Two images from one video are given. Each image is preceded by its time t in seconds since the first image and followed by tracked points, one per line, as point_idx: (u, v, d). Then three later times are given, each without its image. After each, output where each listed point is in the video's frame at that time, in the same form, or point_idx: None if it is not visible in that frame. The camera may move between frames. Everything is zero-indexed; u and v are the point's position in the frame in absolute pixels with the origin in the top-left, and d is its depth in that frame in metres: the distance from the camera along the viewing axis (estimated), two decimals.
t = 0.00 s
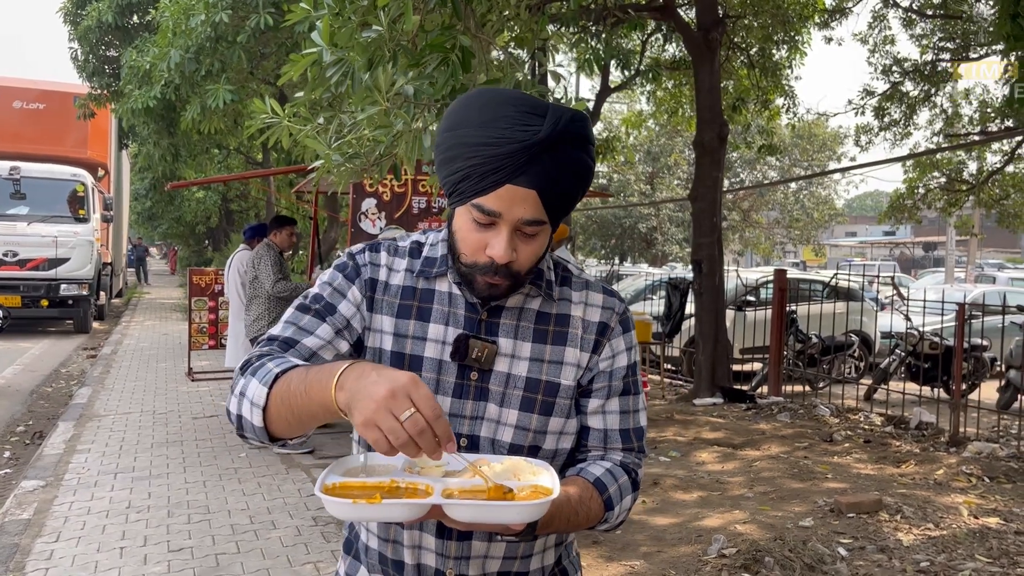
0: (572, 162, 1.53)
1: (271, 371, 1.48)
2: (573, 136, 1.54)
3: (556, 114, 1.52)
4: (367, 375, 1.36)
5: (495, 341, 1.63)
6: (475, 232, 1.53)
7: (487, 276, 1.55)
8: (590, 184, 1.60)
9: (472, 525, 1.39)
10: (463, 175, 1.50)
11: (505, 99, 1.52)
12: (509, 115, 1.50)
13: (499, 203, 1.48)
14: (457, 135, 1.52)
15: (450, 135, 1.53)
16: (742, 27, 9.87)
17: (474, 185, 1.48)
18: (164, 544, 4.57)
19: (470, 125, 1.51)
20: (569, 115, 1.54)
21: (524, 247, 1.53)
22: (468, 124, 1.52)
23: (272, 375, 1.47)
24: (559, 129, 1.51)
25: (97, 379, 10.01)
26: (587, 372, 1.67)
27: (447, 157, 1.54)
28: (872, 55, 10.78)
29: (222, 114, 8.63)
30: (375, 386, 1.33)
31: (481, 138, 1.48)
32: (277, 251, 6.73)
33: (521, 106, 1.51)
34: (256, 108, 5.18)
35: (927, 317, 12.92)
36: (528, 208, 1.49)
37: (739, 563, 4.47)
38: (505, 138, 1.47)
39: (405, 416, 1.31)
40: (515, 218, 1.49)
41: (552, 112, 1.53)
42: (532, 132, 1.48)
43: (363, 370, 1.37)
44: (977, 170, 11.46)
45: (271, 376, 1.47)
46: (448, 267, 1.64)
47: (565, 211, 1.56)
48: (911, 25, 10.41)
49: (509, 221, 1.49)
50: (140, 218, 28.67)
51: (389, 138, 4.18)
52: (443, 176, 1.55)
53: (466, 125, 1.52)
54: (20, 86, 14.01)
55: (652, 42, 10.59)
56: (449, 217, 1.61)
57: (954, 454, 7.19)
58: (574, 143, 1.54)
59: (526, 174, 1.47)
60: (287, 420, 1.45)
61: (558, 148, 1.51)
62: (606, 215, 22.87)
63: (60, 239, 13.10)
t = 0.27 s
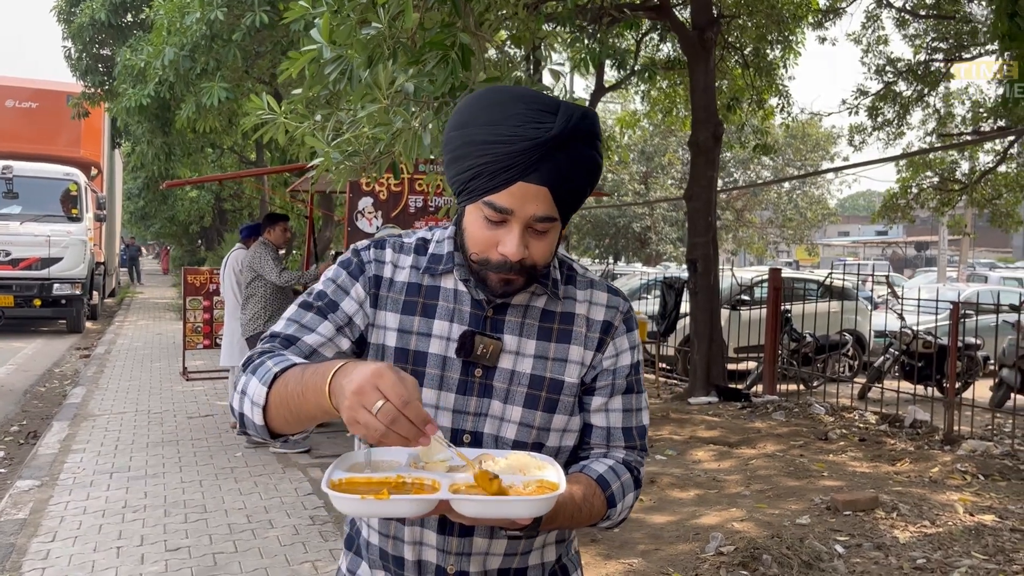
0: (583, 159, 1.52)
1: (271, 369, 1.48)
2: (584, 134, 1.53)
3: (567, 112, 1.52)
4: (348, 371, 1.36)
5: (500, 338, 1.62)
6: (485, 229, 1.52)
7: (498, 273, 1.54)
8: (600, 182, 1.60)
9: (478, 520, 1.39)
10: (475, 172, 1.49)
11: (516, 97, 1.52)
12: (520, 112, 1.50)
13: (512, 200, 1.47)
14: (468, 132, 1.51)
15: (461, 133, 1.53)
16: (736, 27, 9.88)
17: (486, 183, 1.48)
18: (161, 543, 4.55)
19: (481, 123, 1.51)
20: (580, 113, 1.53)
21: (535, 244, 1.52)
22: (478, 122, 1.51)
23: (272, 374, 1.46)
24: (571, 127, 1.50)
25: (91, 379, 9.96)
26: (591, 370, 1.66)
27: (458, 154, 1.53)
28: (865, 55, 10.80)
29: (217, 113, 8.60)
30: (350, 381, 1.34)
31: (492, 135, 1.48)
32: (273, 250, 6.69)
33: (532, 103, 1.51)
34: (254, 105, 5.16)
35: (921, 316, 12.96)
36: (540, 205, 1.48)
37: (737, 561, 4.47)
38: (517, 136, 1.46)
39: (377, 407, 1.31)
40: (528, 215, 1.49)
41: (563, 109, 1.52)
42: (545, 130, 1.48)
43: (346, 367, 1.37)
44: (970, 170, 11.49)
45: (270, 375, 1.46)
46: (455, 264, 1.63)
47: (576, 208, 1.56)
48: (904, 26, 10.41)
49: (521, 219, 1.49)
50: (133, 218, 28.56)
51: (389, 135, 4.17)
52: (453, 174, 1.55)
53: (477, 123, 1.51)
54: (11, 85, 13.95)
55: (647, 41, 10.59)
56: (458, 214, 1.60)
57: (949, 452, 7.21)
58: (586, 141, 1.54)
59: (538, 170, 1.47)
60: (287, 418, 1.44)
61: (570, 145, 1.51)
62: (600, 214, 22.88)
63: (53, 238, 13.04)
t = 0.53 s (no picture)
0: (590, 156, 1.52)
1: (271, 371, 1.47)
2: (594, 131, 1.53)
3: (577, 108, 1.52)
4: (340, 385, 1.35)
5: (504, 336, 1.62)
6: (491, 222, 1.52)
7: (500, 266, 1.54)
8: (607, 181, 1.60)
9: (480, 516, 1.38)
10: (482, 165, 1.50)
11: (526, 91, 1.52)
12: (529, 107, 1.50)
13: (518, 194, 1.47)
14: (478, 126, 1.52)
15: (471, 126, 1.53)
16: (730, 27, 9.90)
17: (494, 175, 1.48)
18: (157, 543, 4.53)
19: (491, 116, 1.51)
20: (591, 109, 1.53)
21: (540, 239, 1.52)
22: (488, 116, 1.52)
23: (272, 376, 1.45)
24: (581, 122, 1.50)
25: (84, 379, 9.92)
26: (594, 369, 1.66)
27: (466, 147, 1.53)
28: (858, 55, 10.83)
29: (211, 112, 8.57)
30: (344, 397, 1.33)
31: (501, 129, 1.48)
32: (268, 248, 6.69)
33: (542, 99, 1.51)
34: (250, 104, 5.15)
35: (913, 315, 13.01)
36: (546, 200, 1.48)
37: (734, 559, 4.48)
38: (526, 130, 1.46)
39: (370, 427, 1.30)
40: (533, 210, 1.49)
41: (573, 105, 1.52)
42: (553, 124, 1.48)
43: (338, 380, 1.36)
44: (961, 170, 11.54)
45: (270, 377, 1.45)
46: (460, 262, 1.64)
47: (582, 204, 1.56)
48: (897, 26, 10.46)
49: (526, 213, 1.49)
50: (125, 217, 28.47)
51: (387, 133, 4.17)
52: (461, 167, 1.55)
53: (487, 117, 1.52)
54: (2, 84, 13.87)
55: (641, 41, 10.60)
56: (464, 208, 1.60)
57: (942, 450, 7.24)
58: (594, 138, 1.54)
59: (545, 165, 1.47)
60: (287, 421, 1.44)
61: (579, 141, 1.50)
62: (593, 214, 22.90)
63: (45, 238, 12.98)
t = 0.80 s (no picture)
0: (595, 158, 1.53)
1: (275, 377, 1.46)
2: (600, 133, 1.54)
3: (584, 110, 1.53)
4: (348, 399, 1.35)
5: (505, 336, 1.62)
6: (494, 222, 1.53)
7: (502, 265, 1.54)
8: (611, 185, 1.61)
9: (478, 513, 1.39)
10: (487, 164, 1.50)
11: (534, 93, 1.53)
12: (536, 108, 1.51)
13: (523, 193, 1.48)
14: (484, 125, 1.53)
15: (477, 126, 1.54)
16: (722, 28, 9.93)
17: (498, 174, 1.48)
18: (152, 543, 4.52)
19: (498, 116, 1.52)
20: (597, 112, 1.54)
21: (543, 240, 1.52)
22: (494, 116, 1.53)
23: (276, 382, 1.45)
24: (587, 124, 1.51)
25: (76, 379, 9.88)
26: (594, 369, 1.66)
27: (472, 147, 1.54)
28: (850, 56, 10.87)
29: (204, 112, 8.55)
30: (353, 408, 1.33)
31: (507, 128, 1.49)
32: (261, 247, 6.67)
33: (549, 100, 1.52)
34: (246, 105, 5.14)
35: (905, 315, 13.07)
36: (550, 201, 1.49)
37: (728, 557, 4.50)
38: (532, 130, 1.47)
39: (376, 447, 1.31)
40: (537, 210, 1.49)
41: (580, 108, 1.53)
42: (559, 125, 1.49)
43: (343, 393, 1.36)
44: (953, 170, 11.60)
45: (275, 383, 1.45)
46: (462, 262, 1.64)
47: (586, 206, 1.56)
48: (888, 26, 10.50)
49: (530, 213, 1.49)
50: (116, 217, 28.36)
51: (385, 133, 4.17)
52: (466, 166, 1.56)
53: (493, 117, 1.52)
54: None
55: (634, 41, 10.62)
56: (468, 208, 1.60)
57: (934, 448, 7.27)
58: (600, 141, 1.55)
59: (550, 165, 1.47)
60: (290, 425, 1.44)
61: (585, 142, 1.51)
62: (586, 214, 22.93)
63: (36, 238, 12.94)
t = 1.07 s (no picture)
0: (599, 162, 1.54)
1: (266, 377, 1.49)
2: (604, 136, 1.55)
3: (588, 113, 1.54)
4: (327, 400, 1.36)
5: (508, 341, 1.63)
6: (498, 226, 1.54)
7: (505, 268, 1.56)
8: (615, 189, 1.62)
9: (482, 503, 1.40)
10: (491, 167, 1.51)
11: (537, 96, 1.54)
12: (540, 111, 1.52)
13: (526, 197, 1.49)
14: (487, 128, 1.53)
15: (480, 129, 1.55)
16: (716, 28, 9.96)
17: (502, 178, 1.50)
18: (147, 543, 4.52)
19: (502, 118, 1.53)
20: (601, 116, 1.55)
21: (546, 244, 1.54)
22: (497, 118, 1.53)
23: (266, 382, 1.48)
24: (591, 128, 1.52)
25: (69, 379, 9.85)
26: (595, 372, 1.67)
27: (476, 149, 1.55)
28: (843, 56, 10.90)
29: (199, 111, 8.54)
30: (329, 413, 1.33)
31: (511, 131, 1.50)
32: (255, 247, 6.67)
33: (553, 103, 1.53)
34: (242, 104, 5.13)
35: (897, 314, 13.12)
36: (553, 205, 1.50)
37: (722, 556, 4.51)
38: (536, 133, 1.48)
39: (358, 445, 1.30)
40: (540, 214, 1.50)
41: (583, 111, 1.54)
42: (564, 129, 1.49)
43: (322, 394, 1.37)
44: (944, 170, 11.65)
45: (265, 384, 1.47)
46: (465, 266, 1.65)
47: (589, 209, 1.57)
48: (881, 27, 10.54)
49: (533, 217, 1.51)
50: (108, 216, 28.24)
51: (383, 134, 4.18)
52: (470, 169, 1.57)
53: (497, 119, 1.53)
54: None
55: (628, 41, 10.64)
56: (471, 210, 1.62)
57: (926, 447, 7.32)
58: (603, 145, 1.56)
59: (554, 169, 1.49)
60: (284, 426, 1.46)
61: (589, 145, 1.52)
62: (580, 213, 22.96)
63: (28, 237, 12.88)
